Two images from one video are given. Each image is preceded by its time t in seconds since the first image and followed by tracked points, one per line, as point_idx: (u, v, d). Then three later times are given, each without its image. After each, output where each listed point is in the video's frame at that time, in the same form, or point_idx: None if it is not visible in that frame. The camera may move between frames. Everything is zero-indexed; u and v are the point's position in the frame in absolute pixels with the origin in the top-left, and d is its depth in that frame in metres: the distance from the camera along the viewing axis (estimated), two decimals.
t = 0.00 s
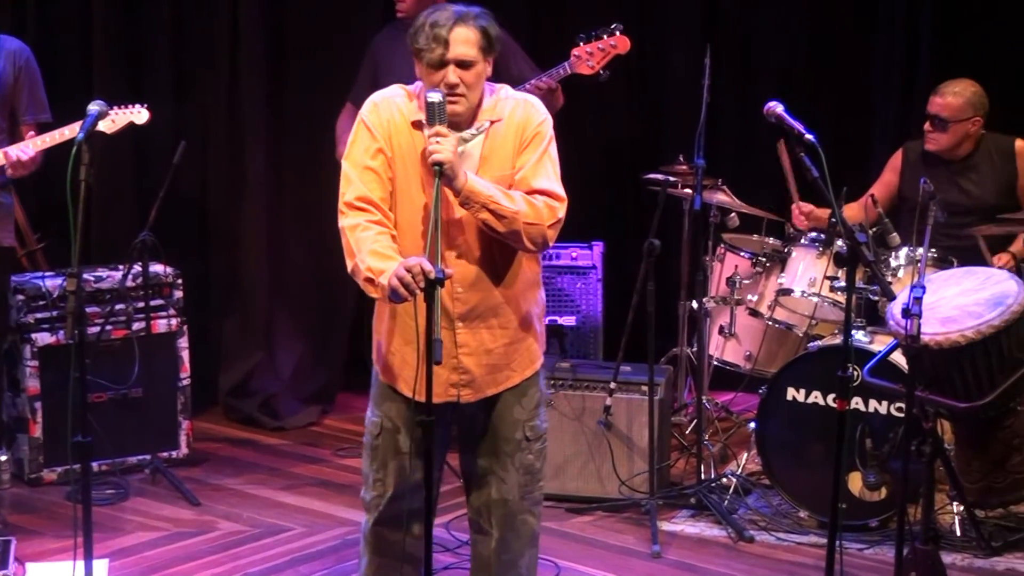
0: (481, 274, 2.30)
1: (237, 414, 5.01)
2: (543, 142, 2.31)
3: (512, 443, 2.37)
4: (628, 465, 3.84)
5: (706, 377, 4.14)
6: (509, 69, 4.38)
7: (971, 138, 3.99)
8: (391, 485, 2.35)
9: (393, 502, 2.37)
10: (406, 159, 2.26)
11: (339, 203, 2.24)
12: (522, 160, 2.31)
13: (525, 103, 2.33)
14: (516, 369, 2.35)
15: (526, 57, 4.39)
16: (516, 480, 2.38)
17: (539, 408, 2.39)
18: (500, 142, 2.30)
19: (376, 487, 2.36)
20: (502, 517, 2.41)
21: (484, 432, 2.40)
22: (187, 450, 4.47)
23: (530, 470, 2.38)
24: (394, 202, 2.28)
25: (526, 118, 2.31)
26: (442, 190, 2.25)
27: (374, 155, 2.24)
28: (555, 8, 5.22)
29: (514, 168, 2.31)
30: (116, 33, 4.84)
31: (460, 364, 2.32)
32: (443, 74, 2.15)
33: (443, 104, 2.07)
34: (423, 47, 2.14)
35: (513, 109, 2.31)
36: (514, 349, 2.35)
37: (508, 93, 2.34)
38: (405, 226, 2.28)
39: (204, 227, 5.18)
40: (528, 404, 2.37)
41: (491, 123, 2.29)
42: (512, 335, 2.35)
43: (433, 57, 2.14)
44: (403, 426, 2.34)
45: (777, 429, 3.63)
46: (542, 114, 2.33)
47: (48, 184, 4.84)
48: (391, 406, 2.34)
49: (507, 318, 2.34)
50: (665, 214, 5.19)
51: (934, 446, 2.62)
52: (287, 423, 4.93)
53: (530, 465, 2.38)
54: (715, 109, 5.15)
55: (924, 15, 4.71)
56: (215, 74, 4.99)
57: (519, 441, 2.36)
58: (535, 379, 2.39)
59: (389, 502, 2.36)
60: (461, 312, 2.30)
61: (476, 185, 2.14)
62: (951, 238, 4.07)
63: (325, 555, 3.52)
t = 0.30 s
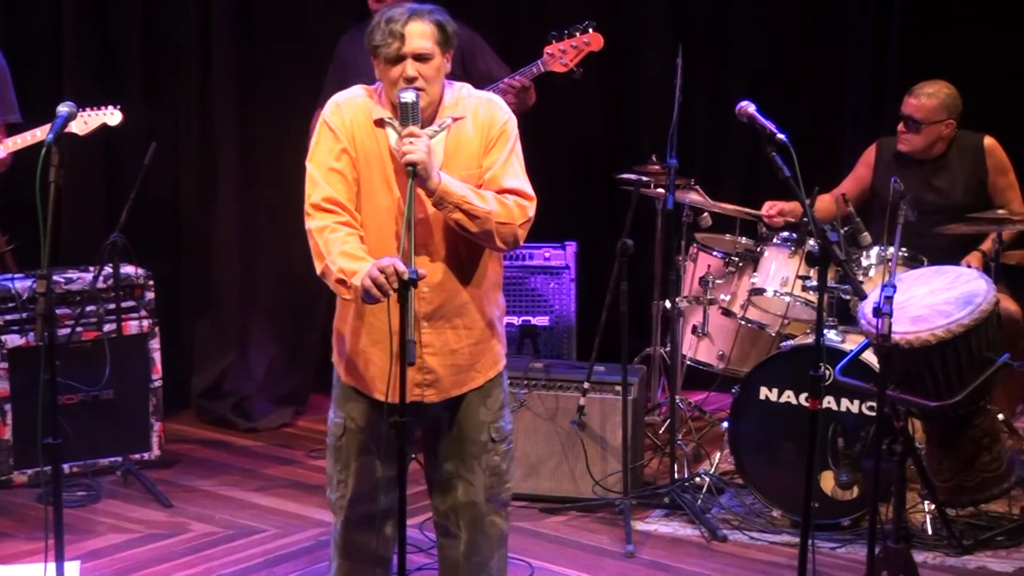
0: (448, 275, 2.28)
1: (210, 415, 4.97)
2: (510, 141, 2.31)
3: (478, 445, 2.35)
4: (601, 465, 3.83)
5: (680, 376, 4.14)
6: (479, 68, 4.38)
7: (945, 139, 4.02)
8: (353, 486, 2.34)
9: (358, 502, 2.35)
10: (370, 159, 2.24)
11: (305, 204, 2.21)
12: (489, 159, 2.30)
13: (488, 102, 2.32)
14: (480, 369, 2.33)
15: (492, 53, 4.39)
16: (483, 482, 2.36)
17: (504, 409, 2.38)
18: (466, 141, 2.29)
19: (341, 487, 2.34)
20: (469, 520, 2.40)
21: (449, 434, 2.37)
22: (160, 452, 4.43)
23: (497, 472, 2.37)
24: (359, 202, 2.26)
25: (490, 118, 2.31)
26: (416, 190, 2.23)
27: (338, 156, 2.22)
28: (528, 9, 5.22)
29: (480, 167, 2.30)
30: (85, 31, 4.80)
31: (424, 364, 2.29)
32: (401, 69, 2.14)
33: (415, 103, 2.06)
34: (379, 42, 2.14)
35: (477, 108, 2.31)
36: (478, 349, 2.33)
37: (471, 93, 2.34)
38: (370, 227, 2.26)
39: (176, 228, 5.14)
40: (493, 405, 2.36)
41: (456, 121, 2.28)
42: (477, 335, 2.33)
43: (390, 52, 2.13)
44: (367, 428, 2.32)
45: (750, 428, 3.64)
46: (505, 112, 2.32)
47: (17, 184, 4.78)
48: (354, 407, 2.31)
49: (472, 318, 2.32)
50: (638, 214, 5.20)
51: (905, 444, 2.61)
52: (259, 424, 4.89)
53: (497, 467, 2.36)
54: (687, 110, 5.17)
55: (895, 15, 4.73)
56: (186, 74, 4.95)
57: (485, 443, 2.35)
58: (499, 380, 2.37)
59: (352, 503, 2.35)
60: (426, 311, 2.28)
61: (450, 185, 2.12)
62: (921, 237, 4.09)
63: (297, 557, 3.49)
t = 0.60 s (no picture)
0: (416, 273, 2.26)
1: (185, 416, 4.94)
2: (478, 139, 2.30)
3: (446, 446, 2.33)
4: (576, 464, 3.83)
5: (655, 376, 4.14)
6: (458, 68, 4.38)
7: (919, 136, 4.03)
8: (324, 487, 2.32)
9: (329, 504, 2.33)
10: (336, 158, 2.22)
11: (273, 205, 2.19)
12: (458, 157, 2.29)
13: (454, 100, 2.32)
14: (448, 368, 2.32)
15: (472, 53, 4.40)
16: (454, 483, 2.35)
17: (472, 411, 2.37)
18: (434, 138, 2.27)
19: (311, 489, 2.33)
20: (440, 521, 2.38)
21: (417, 437, 2.35)
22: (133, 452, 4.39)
23: (466, 474, 2.36)
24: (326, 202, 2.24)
25: (457, 115, 2.30)
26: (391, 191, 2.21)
27: (305, 156, 2.20)
28: (504, 8, 5.22)
29: (449, 164, 2.29)
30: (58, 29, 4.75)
31: (394, 363, 2.27)
32: (368, 69, 2.12)
33: (390, 104, 2.05)
34: (345, 44, 2.12)
35: (443, 105, 2.30)
36: (447, 348, 2.32)
37: (435, 91, 2.33)
38: (338, 226, 2.24)
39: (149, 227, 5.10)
40: (461, 407, 2.34)
41: (421, 117, 2.26)
42: (446, 334, 2.32)
43: (356, 54, 2.11)
44: (336, 429, 2.29)
45: (725, 426, 3.65)
46: (471, 109, 2.32)
47: None
48: (323, 408, 2.29)
49: (441, 317, 2.31)
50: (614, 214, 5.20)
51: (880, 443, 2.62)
52: (234, 425, 4.86)
53: (466, 468, 2.35)
54: (663, 109, 5.17)
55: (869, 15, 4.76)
56: (159, 72, 4.91)
57: (453, 444, 2.33)
58: (465, 381, 2.36)
59: (322, 505, 2.33)
60: (396, 309, 2.26)
61: (424, 185, 2.11)
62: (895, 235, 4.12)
63: (272, 558, 3.44)
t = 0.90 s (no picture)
0: (392, 267, 2.26)
1: (165, 416, 4.91)
2: (454, 134, 2.30)
3: (424, 446, 2.32)
4: (558, 464, 3.82)
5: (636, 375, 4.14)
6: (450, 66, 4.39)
7: (898, 137, 4.06)
8: (303, 489, 2.31)
9: (309, 505, 2.32)
10: (310, 156, 2.20)
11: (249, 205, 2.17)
12: (435, 152, 2.28)
13: (428, 95, 2.31)
14: (426, 365, 2.31)
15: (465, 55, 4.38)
16: (431, 484, 2.34)
17: (448, 410, 2.36)
18: (409, 132, 2.26)
19: (290, 490, 2.32)
20: (419, 521, 2.37)
21: (394, 438, 2.34)
22: (113, 453, 4.36)
23: (443, 474, 2.35)
24: (302, 200, 2.22)
25: (431, 111, 2.29)
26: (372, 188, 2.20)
27: (279, 154, 2.18)
28: (485, 8, 5.22)
29: (427, 160, 2.28)
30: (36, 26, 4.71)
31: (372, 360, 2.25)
32: (347, 73, 2.11)
33: (370, 104, 2.02)
34: (323, 50, 2.10)
35: (417, 100, 2.29)
36: (424, 345, 2.31)
37: (408, 87, 2.32)
38: (314, 223, 2.22)
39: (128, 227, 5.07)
40: (438, 407, 2.34)
41: (395, 112, 2.25)
42: (423, 330, 2.31)
43: (335, 60, 2.10)
44: (314, 429, 2.28)
45: (706, 426, 3.66)
46: (445, 105, 2.31)
47: None
48: (300, 410, 2.27)
49: (418, 313, 2.30)
50: (595, 214, 5.21)
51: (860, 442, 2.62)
52: (215, 425, 4.83)
53: (443, 468, 2.35)
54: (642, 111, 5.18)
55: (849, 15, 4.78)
56: (138, 70, 4.88)
57: (431, 444, 2.33)
58: (441, 380, 2.35)
59: (302, 506, 2.32)
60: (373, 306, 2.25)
61: (405, 184, 2.11)
62: (874, 235, 4.13)
63: (253, 558, 3.42)
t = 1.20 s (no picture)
0: (370, 267, 2.25)
1: (145, 417, 4.87)
2: (430, 135, 2.30)
3: (402, 446, 2.31)
4: (539, 464, 3.82)
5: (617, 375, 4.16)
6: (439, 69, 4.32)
7: (878, 138, 4.08)
8: (282, 490, 2.29)
9: (288, 506, 2.31)
10: (286, 158, 2.18)
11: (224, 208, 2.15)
12: (412, 152, 2.27)
13: (403, 96, 2.31)
14: (405, 365, 2.30)
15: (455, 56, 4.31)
16: (410, 484, 2.33)
17: (425, 410, 2.36)
18: (386, 132, 2.25)
19: (270, 491, 2.30)
20: (399, 521, 2.35)
21: (372, 439, 2.32)
22: (93, 454, 4.33)
23: (421, 474, 2.34)
24: (278, 202, 2.20)
25: (407, 112, 2.29)
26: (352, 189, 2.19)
27: (253, 158, 2.16)
28: (466, 8, 5.21)
29: (404, 160, 2.27)
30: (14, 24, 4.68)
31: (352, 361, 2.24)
32: (325, 76, 2.10)
33: (350, 104, 2.02)
34: (299, 55, 2.09)
35: (393, 102, 2.28)
36: (402, 344, 2.31)
37: (383, 89, 2.31)
38: (291, 225, 2.20)
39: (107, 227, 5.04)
40: (415, 407, 2.33)
41: (371, 113, 2.24)
42: (401, 330, 2.30)
43: (312, 64, 2.09)
44: (292, 431, 2.27)
45: (686, 425, 3.66)
46: (420, 105, 2.31)
47: None
48: (279, 411, 2.26)
49: (397, 312, 2.29)
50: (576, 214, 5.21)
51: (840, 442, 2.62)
52: (196, 426, 4.80)
53: (421, 468, 2.34)
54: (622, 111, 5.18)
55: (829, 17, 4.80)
56: (118, 70, 4.85)
57: (409, 444, 2.32)
58: (418, 380, 2.35)
59: (282, 507, 2.31)
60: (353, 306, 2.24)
61: (385, 185, 2.10)
62: (854, 236, 4.15)
63: (234, 559, 3.41)
